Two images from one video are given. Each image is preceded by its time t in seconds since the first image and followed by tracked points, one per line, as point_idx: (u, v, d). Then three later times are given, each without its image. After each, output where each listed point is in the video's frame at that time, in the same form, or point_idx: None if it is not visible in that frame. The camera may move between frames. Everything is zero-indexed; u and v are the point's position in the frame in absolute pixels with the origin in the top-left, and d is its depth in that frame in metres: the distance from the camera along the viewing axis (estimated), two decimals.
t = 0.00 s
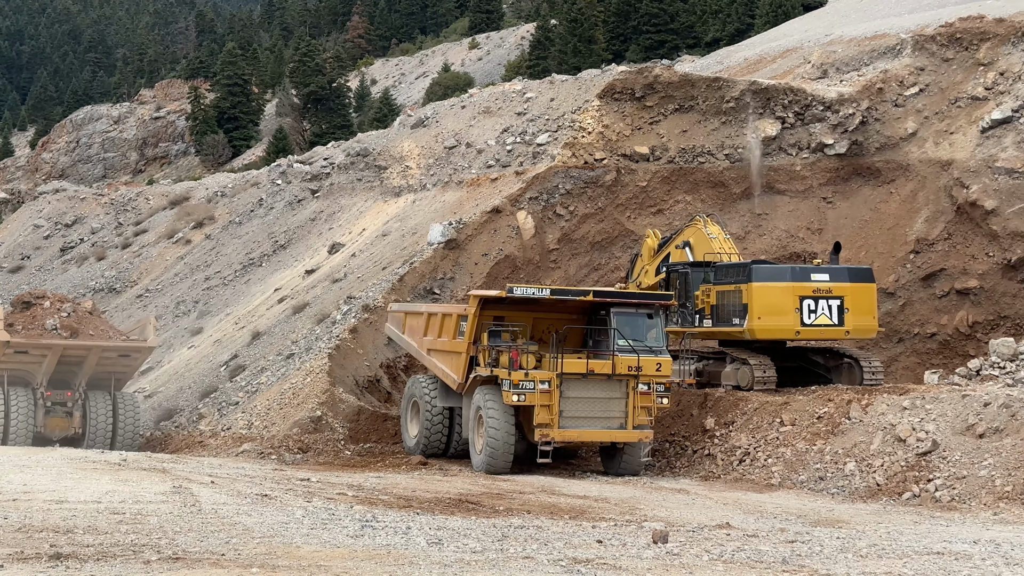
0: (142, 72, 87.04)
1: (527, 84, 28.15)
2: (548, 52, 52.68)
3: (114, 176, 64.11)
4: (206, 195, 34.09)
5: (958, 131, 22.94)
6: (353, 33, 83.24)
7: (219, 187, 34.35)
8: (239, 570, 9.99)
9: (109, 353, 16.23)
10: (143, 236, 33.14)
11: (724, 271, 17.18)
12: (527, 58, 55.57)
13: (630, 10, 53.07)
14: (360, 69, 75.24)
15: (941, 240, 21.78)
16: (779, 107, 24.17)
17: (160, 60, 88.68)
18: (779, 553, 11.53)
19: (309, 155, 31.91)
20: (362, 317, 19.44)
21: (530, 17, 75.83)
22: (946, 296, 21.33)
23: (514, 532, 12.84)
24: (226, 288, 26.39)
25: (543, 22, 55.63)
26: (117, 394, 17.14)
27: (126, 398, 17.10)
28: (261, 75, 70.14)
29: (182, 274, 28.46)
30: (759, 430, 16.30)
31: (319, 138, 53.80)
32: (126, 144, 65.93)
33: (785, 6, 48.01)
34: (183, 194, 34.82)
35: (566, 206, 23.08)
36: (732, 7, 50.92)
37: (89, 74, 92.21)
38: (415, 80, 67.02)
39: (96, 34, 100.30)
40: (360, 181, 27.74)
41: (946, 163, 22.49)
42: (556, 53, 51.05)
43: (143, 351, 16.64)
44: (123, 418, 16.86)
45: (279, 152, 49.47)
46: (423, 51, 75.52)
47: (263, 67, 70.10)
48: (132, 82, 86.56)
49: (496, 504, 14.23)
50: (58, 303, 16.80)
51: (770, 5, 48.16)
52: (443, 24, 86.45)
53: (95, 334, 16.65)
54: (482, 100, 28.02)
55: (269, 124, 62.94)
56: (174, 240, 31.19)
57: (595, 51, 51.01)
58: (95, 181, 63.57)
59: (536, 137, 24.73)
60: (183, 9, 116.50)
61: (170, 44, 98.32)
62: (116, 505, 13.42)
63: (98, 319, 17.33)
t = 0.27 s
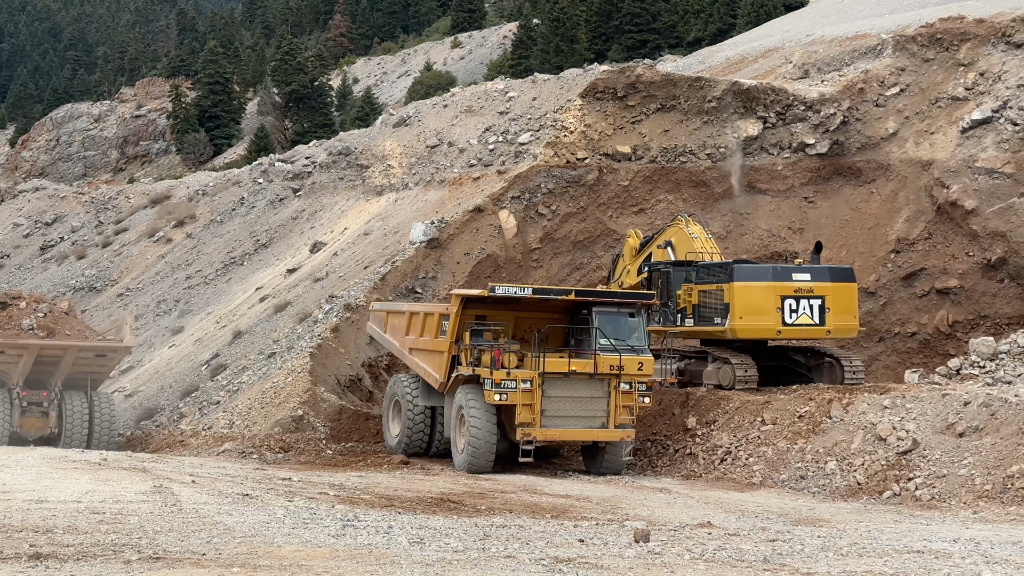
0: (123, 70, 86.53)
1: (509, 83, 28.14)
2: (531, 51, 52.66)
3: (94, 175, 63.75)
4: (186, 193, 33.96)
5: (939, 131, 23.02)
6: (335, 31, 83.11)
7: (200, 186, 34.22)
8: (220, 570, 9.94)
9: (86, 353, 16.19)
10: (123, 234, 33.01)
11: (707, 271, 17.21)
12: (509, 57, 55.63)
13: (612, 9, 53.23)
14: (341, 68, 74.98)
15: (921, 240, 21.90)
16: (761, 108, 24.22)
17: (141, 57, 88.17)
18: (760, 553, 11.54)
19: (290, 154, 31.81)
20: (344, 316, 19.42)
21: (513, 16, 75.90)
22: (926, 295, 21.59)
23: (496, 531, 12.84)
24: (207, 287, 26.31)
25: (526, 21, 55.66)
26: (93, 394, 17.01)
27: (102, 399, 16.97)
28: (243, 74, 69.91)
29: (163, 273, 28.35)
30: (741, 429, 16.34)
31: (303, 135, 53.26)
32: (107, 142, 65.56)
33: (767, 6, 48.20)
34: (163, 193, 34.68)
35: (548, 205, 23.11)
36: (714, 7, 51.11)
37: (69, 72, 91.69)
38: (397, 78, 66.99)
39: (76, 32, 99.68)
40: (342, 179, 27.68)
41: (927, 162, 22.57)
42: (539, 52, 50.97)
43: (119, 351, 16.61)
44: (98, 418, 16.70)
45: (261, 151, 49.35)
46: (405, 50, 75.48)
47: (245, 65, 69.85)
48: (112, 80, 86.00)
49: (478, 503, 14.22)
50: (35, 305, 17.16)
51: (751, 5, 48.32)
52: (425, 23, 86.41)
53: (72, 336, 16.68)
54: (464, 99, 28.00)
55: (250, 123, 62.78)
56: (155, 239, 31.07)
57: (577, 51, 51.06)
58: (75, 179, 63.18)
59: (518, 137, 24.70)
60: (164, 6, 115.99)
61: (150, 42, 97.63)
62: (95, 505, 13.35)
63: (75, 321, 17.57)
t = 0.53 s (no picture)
0: (102, 69, 86.03)
1: (489, 82, 28.14)
2: (512, 51, 52.57)
3: (74, 173, 63.39)
4: (166, 192, 33.83)
5: (918, 131, 23.10)
6: (315, 30, 82.98)
7: (179, 184, 34.10)
8: (201, 570, 9.90)
9: (61, 354, 16.16)
10: (102, 233, 32.88)
11: (686, 271, 17.25)
12: (490, 55, 55.70)
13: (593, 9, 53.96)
14: (322, 67, 74.80)
15: (901, 240, 21.97)
16: (740, 108, 24.21)
17: (121, 55, 87.55)
18: (741, 552, 11.55)
19: (271, 153, 31.73)
20: (325, 316, 19.39)
21: (494, 15, 76.02)
22: (905, 295, 21.62)
23: (475, 531, 12.83)
24: (187, 286, 26.24)
25: (506, 19, 55.64)
26: (67, 394, 16.93)
27: (75, 399, 16.88)
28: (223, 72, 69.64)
29: (143, 272, 28.24)
30: (721, 429, 16.38)
31: (282, 135, 53.70)
32: (86, 140, 65.21)
33: (747, 6, 48.38)
34: (143, 192, 34.55)
35: (529, 205, 23.12)
36: (695, 7, 51.35)
37: (48, 70, 91.20)
38: (378, 77, 66.93)
39: (56, 30, 99.21)
40: (322, 179, 27.64)
41: (906, 163, 22.65)
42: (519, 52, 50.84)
43: (93, 352, 16.61)
44: (72, 419, 16.64)
45: (241, 150, 49.26)
46: (386, 49, 75.44)
47: (224, 64, 69.65)
48: (92, 79, 85.37)
49: (458, 502, 14.20)
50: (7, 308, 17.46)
51: (732, 5, 48.50)
52: (406, 22, 86.47)
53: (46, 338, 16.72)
54: (445, 98, 27.99)
55: (230, 123, 62.61)
56: (134, 238, 30.96)
57: (558, 50, 51.12)
58: (54, 178, 62.84)
59: (499, 136, 24.68)
60: (144, 4, 115.51)
61: (130, 40, 97.12)
62: (74, 505, 13.31)
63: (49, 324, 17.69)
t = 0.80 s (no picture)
0: (82, 67, 85.49)
1: (471, 81, 28.11)
2: (493, 50, 52.40)
3: (53, 172, 63.02)
4: (146, 191, 33.67)
5: (898, 131, 23.18)
6: (296, 29, 82.77)
7: (160, 183, 33.97)
8: (180, 570, 9.84)
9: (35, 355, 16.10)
10: (82, 232, 32.74)
11: (667, 270, 17.27)
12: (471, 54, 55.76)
13: (574, 9, 53.88)
14: (303, 66, 74.59)
15: (881, 240, 22.04)
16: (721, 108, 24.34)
17: (101, 54, 86.93)
18: (722, 551, 11.53)
19: (251, 151, 31.62)
20: (306, 316, 19.35)
21: (475, 14, 76.13)
22: (885, 295, 21.71)
23: (457, 530, 12.82)
24: (167, 285, 26.15)
25: (487, 18, 55.49)
26: (42, 395, 16.82)
27: (50, 400, 16.78)
28: (203, 71, 69.41)
29: (123, 271, 28.13)
30: (702, 428, 16.41)
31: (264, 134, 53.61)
32: (65, 139, 64.84)
33: (728, 6, 48.54)
34: (123, 191, 34.41)
35: (510, 204, 23.12)
36: (676, 7, 51.53)
37: (27, 68, 90.69)
38: (359, 76, 66.85)
39: (35, 28, 98.09)
40: (303, 178, 27.58)
41: (886, 163, 22.72)
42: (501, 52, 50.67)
43: (67, 353, 16.56)
44: (47, 421, 16.57)
45: (222, 149, 49.16)
46: (367, 48, 75.39)
47: (204, 62, 69.42)
48: (72, 77, 84.84)
49: (439, 502, 14.19)
50: None
51: (713, 5, 48.61)
52: (385, 22, 86.02)
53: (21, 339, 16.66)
54: (427, 97, 27.97)
55: (210, 121, 62.39)
56: (114, 237, 30.85)
57: (540, 50, 51.12)
58: (34, 176, 62.47)
59: (480, 135, 24.64)
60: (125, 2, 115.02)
61: (112, 37, 96.69)
62: (53, 505, 13.25)
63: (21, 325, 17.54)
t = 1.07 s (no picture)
0: (65, 66, 85.05)
1: (454, 81, 28.09)
2: (477, 49, 52.40)
3: (36, 171, 62.70)
4: (129, 190, 33.55)
5: (881, 131, 23.24)
6: (280, 28, 82.66)
7: (143, 182, 33.88)
8: (163, 570, 9.80)
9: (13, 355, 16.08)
10: (65, 231, 32.64)
11: (652, 270, 17.30)
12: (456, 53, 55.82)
13: (559, 9, 54.00)
14: (287, 65, 74.66)
15: (864, 240, 22.10)
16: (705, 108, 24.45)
17: (85, 52, 86.49)
18: (704, 550, 11.52)
19: (235, 151, 31.53)
20: (289, 315, 19.32)
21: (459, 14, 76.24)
22: (868, 294, 21.80)
23: (440, 530, 12.80)
24: (150, 284, 26.08)
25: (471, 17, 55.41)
26: (18, 397, 16.94)
27: (27, 400, 16.95)
28: (186, 70, 69.19)
29: (106, 271, 28.04)
30: (686, 428, 16.43)
31: (248, 133, 51.95)
32: (49, 138, 64.57)
33: (711, 6, 48.66)
34: (106, 190, 34.31)
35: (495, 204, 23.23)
36: (660, 7, 51.70)
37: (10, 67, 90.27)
38: (344, 75, 66.79)
39: (17, 26, 96.05)
40: (287, 177, 27.57)
41: (869, 163, 22.78)
42: (485, 51, 50.77)
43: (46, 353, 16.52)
44: (24, 420, 16.76)
45: (205, 148, 49.10)
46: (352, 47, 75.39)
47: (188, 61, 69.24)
48: (55, 75, 84.41)
49: (423, 501, 14.17)
50: None
51: (696, 5, 48.72)
52: (371, 20, 86.52)
53: None
54: (411, 97, 27.96)
55: (193, 120, 62.21)
56: (97, 236, 30.76)
57: (524, 49, 51.13)
58: (16, 175, 62.15)
59: (464, 135, 24.66)
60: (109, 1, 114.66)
61: (96, 35, 96.37)
62: (35, 505, 13.21)
63: None
